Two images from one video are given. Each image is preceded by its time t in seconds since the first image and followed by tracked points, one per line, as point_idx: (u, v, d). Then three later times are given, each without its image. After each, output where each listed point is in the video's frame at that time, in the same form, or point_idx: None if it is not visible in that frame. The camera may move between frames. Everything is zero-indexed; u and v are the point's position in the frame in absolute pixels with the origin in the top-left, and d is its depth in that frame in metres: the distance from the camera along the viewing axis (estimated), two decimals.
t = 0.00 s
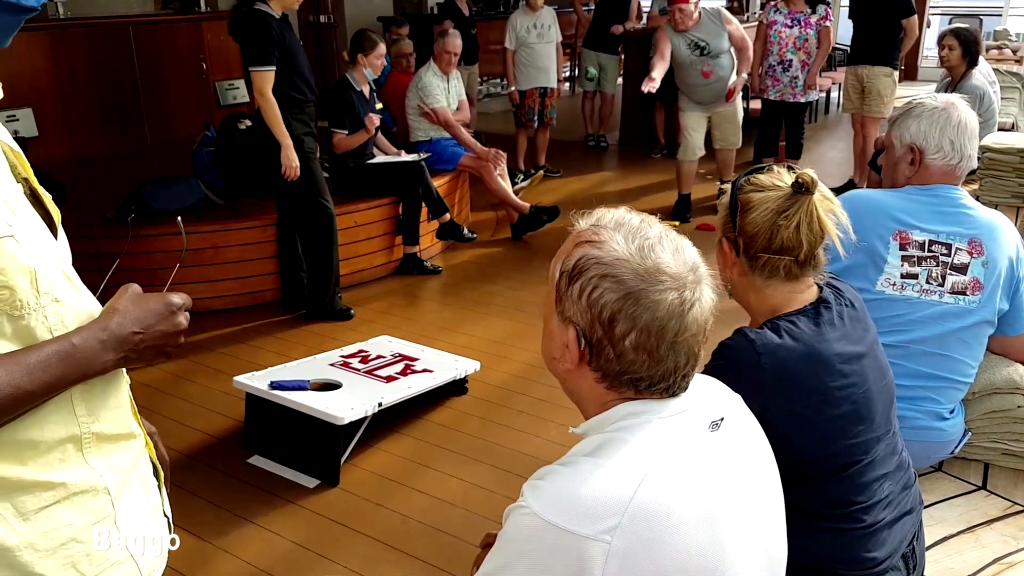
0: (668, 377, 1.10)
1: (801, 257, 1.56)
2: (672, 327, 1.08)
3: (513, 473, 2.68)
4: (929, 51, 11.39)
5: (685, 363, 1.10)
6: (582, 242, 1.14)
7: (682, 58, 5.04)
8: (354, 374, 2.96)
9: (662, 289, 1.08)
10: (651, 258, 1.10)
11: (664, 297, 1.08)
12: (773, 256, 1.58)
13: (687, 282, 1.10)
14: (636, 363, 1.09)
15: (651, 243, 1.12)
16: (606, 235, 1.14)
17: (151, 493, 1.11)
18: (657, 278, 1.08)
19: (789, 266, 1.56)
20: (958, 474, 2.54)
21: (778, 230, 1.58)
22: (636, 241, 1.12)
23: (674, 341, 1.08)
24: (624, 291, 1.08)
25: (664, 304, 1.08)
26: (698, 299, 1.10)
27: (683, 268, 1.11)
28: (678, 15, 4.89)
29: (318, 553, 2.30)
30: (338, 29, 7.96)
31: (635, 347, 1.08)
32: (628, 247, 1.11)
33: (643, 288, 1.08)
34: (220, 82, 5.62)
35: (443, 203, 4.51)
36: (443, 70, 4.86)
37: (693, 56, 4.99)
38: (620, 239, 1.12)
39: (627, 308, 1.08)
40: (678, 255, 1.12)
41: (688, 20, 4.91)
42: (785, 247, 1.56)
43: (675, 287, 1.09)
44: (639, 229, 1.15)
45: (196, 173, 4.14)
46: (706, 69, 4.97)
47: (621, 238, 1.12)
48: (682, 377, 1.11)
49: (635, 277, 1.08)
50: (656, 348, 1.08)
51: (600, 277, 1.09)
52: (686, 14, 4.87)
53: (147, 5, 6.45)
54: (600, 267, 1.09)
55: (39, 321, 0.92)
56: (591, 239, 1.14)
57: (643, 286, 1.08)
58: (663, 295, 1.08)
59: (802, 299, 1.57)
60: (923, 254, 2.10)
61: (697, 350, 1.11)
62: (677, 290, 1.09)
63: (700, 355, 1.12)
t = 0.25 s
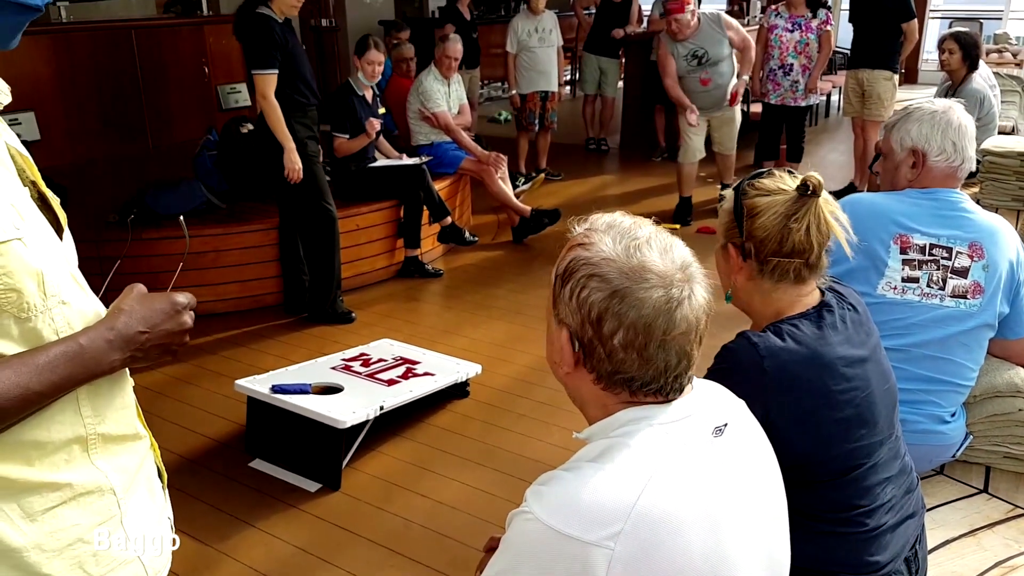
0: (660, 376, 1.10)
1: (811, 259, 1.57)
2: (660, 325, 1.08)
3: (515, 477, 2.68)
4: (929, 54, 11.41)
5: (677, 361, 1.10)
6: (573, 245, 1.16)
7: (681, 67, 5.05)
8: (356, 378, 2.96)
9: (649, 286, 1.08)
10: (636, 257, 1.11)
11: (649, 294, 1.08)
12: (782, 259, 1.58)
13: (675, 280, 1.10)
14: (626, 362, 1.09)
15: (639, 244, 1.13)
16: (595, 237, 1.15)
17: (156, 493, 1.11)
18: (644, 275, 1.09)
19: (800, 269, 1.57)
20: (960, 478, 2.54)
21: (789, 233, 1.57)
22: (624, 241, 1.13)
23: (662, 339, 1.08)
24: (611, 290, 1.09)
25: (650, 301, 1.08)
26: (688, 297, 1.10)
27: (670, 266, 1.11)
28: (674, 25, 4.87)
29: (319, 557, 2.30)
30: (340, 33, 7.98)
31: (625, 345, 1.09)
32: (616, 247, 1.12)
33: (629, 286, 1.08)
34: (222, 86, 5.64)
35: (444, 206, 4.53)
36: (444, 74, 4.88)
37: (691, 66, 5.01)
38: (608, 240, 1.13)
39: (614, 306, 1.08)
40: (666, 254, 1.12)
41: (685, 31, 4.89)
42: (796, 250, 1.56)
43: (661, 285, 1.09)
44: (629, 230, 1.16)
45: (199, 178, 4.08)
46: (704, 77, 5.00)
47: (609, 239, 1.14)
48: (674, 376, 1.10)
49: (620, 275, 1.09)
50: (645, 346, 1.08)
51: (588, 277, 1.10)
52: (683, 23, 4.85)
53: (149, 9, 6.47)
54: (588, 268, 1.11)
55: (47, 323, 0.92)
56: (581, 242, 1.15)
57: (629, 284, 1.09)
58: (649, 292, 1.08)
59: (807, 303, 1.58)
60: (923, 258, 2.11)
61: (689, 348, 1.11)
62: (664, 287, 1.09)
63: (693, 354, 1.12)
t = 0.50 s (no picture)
0: (657, 372, 1.10)
1: (818, 262, 1.59)
2: (651, 320, 1.09)
3: (517, 483, 2.69)
4: (928, 59, 11.44)
5: (672, 356, 1.11)
6: (558, 254, 1.17)
7: (678, 77, 5.08)
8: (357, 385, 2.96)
9: (635, 282, 1.10)
10: (620, 256, 1.12)
11: (637, 290, 1.09)
12: (793, 262, 1.58)
13: (660, 274, 1.11)
14: (623, 360, 1.10)
15: (622, 244, 1.15)
16: (578, 244, 1.17)
17: (163, 497, 1.11)
18: (630, 272, 1.10)
19: (809, 272, 1.58)
20: (962, 482, 2.54)
21: (800, 236, 1.58)
22: (606, 243, 1.15)
23: (655, 334, 1.10)
24: (599, 290, 1.10)
25: (638, 296, 1.09)
26: (675, 290, 1.11)
27: (654, 263, 1.12)
28: (674, 36, 4.89)
29: (320, 564, 2.30)
30: (340, 40, 8.00)
31: (620, 344, 1.10)
32: (599, 249, 1.13)
33: (616, 284, 1.10)
34: (223, 94, 5.57)
35: (445, 212, 4.55)
36: (443, 81, 4.89)
37: (688, 77, 5.04)
38: (591, 245, 1.15)
39: (604, 306, 1.09)
40: (649, 253, 1.14)
41: (685, 42, 4.91)
42: (806, 253, 1.58)
43: (647, 280, 1.10)
44: (609, 234, 1.17)
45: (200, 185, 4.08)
46: (702, 87, 5.03)
47: (592, 243, 1.15)
48: (670, 371, 1.11)
49: (607, 275, 1.10)
50: (639, 342, 1.09)
51: (576, 281, 1.11)
52: (683, 34, 4.87)
53: (150, 17, 6.49)
54: (575, 272, 1.12)
55: (54, 333, 0.93)
56: (564, 250, 1.17)
57: (616, 282, 1.10)
58: (636, 288, 1.09)
59: (808, 307, 1.60)
60: (923, 262, 2.11)
61: (682, 341, 1.12)
62: (651, 282, 1.10)
63: (686, 346, 1.13)
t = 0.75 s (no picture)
0: (659, 375, 1.11)
1: (821, 266, 1.60)
2: (653, 323, 1.10)
3: (518, 487, 2.69)
4: (928, 62, 11.45)
5: (674, 359, 1.11)
6: (558, 259, 1.18)
7: (681, 77, 5.12)
8: (359, 388, 2.97)
9: (637, 285, 1.10)
10: (621, 260, 1.13)
11: (639, 293, 1.10)
12: (797, 266, 1.59)
13: (662, 279, 1.12)
14: (626, 364, 1.10)
15: (623, 248, 1.15)
16: (580, 247, 1.17)
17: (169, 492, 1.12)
18: (631, 276, 1.11)
19: (812, 275, 1.59)
20: (963, 485, 2.54)
21: (805, 239, 1.58)
22: (607, 248, 1.15)
23: (657, 337, 1.10)
24: (601, 294, 1.10)
25: (641, 300, 1.10)
26: (676, 294, 1.12)
27: (655, 266, 1.13)
28: (681, 35, 4.89)
29: (322, 568, 2.31)
30: (341, 44, 8.02)
31: (622, 347, 1.10)
32: (600, 254, 1.14)
33: (618, 288, 1.10)
34: (223, 97, 5.71)
35: (446, 216, 4.56)
36: (445, 85, 4.90)
37: (690, 78, 5.07)
38: (591, 249, 1.16)
39: (606, 310, 1.10)
40: (649, 257, 1.15)
41: (690, 41, 4.92)
42: (810, 256, 1.58)
43: (649, 283, 1.11)
44: (610, 238, 1.18)
45: (202, 188, 4.13)
46: (704, 89, 5.04)
47: (592, 247, 1.16)
48: (672, 374, 1.11)
49: (609, 278, 1.11)
50: (641, 346, 1.10)
51: (577, 285, 1.12)
52: (689, 34, 4.87)
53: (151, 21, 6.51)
54: (576, 276, 1.13)
55: (74, 340, 0.93)
56: (566, 254, 1.17)
57: (619, 285, 1.10)
58: (638, 291, 1.10)
59: (809, 311, 1.60)
60: (924, 265, 2.12)
61: (684, 345, 1.13)
62: (652, 286, 1.11)
63: (687, 350, 1.13)
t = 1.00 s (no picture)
0: (642, 389, 1.11)
1: (822, 273, 1.60)
2: (636, 338, 1.10)
3: (518, 489, 2.70)
4: (927, 68, 11.49)
5: (658, 374, 1.10)
6: (559, 263, 1.20)
7: (685, 79, 5.13)
8: (358, 391, 2.97)
9: (622, 299, 1.11)
10: (612, 270, 1.14)
11: (623, 307, 1.11)
12: (796, 272, 1.59)
13: (650, 293, 1.12)
14: (607, 375, 1.12)
15: (619, 257, 1.16)
16: (577, 253, 1.19)
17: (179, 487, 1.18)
18: (618, 289, 1.12)
19: (811, 283, 1.59)
20: (960, 490, 2.55)
21: (805, 247, 1.59)
22: (604, 256, 1.16)
23: (641, 351, 1.10)
24: (587, 304, 1.12)
25: (624, 314, 1.10)
26: (665, 308, 1.11)
27: (647, 279, 1.13)
28: (689, 34, 4.91)
29: (321, 569, 2.31)
30: (342, 48, 8.05)
31: (604, 359, 1.12)
32: (594, 262, 1.15)
33: (604, 300, 1.11)
34: (225, 99, 5.77)
35: (446, 220, 4.57)
36: (446, 89, 4.92)
37: (695, 80, 5.07)
38: (588, 256, 1.17)
39: (591, 320, 1.12)
40: (643, 267, 1.15)
41: (698, 41, 4.93)
42: (811, 264, 1.59)
43: (635, 298, 1.11)
44: (611, 245, 1.19)
45: (203, 191, 4.13)
46: (708, 91, 5.04)
47: (589, 254, 1.17)
48: (657, 388, 1.11)
49: (596, 289, 1.12)
50: (623, 360, 1.11)
51: (568, 292, 1.14)
52: (698, 33, 4.89)
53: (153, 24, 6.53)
54: (568, 283, 1.15)
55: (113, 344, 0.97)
56: (567, 259, 1.19)
57: (604, 297, 1.12)
58: (623, 305, 1.11)
59: (809, 317, 1.61)
60: (922, 271, 2.13)
61: (673, 360, 1.11)
62: (638, 300, 1.11)
63: (677, 365, 1.12)
